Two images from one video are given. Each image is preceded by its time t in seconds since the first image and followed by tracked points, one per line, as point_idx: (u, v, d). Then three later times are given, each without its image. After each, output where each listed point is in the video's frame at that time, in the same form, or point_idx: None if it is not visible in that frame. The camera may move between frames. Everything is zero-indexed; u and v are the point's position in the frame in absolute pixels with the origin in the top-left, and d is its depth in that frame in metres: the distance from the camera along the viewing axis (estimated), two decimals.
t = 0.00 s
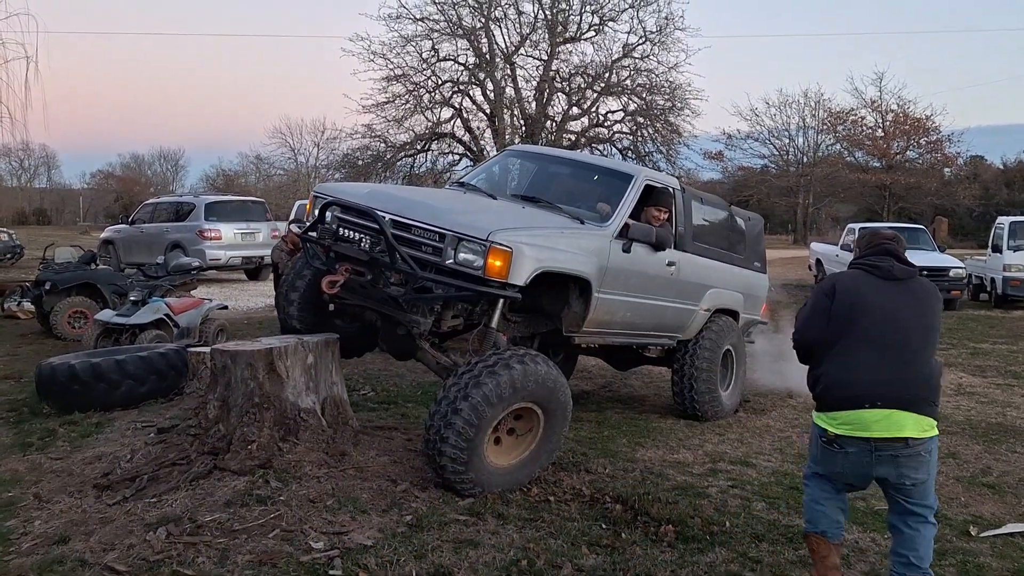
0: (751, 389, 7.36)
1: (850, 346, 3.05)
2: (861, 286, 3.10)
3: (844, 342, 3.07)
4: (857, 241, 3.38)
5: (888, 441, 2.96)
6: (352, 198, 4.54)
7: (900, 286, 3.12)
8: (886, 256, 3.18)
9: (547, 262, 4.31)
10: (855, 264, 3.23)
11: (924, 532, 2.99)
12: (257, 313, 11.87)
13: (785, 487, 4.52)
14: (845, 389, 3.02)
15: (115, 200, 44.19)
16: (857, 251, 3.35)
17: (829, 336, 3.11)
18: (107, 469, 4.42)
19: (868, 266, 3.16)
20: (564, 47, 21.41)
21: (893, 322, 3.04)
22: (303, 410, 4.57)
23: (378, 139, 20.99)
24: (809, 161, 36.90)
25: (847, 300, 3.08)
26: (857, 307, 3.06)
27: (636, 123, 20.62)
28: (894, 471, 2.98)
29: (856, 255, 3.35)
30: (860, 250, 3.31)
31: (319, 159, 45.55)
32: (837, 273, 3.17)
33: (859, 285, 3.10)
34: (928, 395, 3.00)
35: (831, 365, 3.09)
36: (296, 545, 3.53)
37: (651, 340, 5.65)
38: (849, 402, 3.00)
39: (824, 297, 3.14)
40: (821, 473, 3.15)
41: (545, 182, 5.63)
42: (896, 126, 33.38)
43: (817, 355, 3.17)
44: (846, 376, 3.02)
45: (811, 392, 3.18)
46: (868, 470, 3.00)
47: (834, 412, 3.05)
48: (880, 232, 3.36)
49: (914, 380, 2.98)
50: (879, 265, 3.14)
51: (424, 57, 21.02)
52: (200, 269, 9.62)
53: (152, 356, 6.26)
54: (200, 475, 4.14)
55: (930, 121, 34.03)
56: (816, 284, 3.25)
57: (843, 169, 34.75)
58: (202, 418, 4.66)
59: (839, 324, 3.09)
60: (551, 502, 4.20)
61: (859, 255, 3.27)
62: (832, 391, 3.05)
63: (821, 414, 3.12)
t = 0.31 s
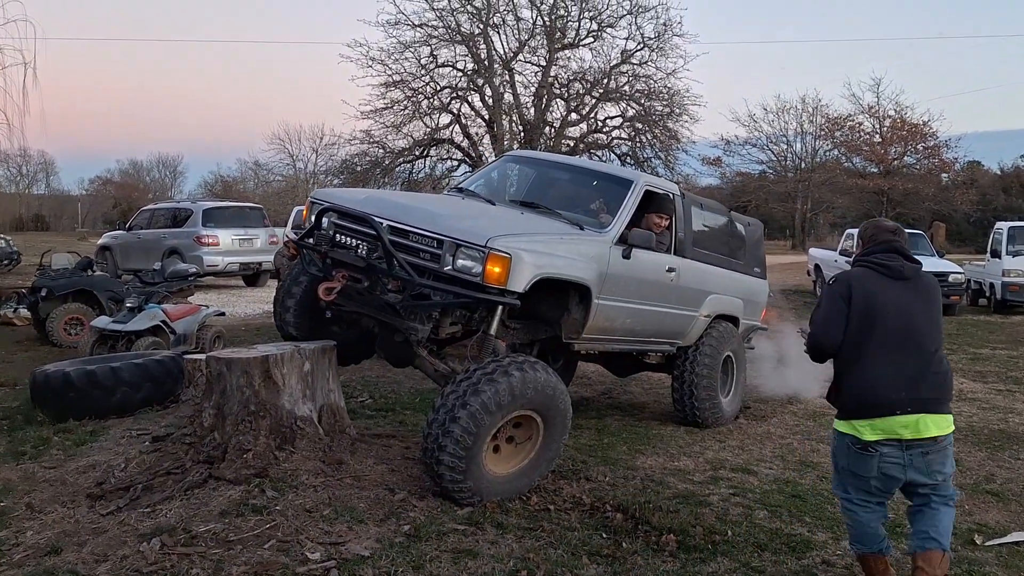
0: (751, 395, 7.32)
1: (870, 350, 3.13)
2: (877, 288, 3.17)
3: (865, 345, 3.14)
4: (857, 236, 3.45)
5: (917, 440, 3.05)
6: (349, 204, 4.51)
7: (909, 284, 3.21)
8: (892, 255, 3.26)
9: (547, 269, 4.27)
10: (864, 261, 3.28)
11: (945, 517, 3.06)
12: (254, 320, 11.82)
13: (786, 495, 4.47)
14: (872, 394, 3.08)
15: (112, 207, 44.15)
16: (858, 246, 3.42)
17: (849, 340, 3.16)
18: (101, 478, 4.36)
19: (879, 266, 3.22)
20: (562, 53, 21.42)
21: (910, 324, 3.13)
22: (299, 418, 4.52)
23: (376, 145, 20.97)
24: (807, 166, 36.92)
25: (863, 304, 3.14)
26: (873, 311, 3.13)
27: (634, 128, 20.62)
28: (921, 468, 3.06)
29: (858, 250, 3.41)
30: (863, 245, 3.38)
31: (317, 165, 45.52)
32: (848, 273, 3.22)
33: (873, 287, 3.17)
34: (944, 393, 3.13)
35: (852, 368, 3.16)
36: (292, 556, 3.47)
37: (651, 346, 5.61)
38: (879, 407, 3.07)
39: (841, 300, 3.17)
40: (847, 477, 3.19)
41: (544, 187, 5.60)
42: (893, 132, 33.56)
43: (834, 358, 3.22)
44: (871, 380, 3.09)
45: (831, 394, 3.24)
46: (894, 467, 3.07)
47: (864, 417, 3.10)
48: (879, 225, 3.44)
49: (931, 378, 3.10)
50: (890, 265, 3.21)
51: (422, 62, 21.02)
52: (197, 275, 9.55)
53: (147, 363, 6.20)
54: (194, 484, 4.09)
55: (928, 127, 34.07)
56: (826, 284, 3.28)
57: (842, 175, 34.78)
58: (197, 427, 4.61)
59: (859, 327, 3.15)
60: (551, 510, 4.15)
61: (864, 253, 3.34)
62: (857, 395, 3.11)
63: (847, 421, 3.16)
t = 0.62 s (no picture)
0: (749, 401, 7.29)
1: (900, 346, 3.23)
2: (900, 282, 3.29)
3: (893, 338, 3.24)
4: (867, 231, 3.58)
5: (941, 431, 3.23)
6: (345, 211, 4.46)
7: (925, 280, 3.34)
8: (908, 251, 3.39)
9: (547, 276, 4.24)
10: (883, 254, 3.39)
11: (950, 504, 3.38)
12: (245, 327, 11.73)
13: (788, 503, 4.43)
14: (902, 387, 3.18)
15: (99, 214, 43.82)
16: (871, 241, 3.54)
17: (878, 334, 3.26)
18: (94, 490, 4.29)
19: (900, 259, 3.34)
20: (553, 59, 21.43)
21: (931, 317, 3.27)
22: (296, 428, 4.46)
23: (366, 151, 20.91)
24: (797, 172, 37.05)
25: (891, 303, 3.24)
26: (902, 308, 3.24)
27: (626, 134, 20.63)
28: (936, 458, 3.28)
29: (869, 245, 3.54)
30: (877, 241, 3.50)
31: (306, 171, 45.37)
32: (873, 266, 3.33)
33: (898, 282, 3.29)
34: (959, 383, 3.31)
35: (881, 361, 3.24)
36: (291, 568, 3.41)
37: (650, 353, 5.57)
38: (909, 400, 3.17)
39: (870, 294, 3.27)
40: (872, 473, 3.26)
41: (542, 194, 5.57)
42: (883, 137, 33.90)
43: (863, 357, 3.30)
44: (904, 376, 3.19)
45: (856, 390, 3.30)
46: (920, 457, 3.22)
47: (897, 411, 3.18)
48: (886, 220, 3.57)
49: (951, 370, 3.27)
50: (909, 260, 3.33)
51: (413, 68, 21.00)
52: (186, 283, 9.46)
53: (139, 373, 6.12)
54: (190, 495, 4.02)
55: (917, 132, 34.27)
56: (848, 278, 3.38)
57: (832, 180, 34.92)
58: (192, 437, 4.54)
59: (887, 320, 3.25)
60: (552, 520, 4.10)
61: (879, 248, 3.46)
62: (886, 389, 3.20)
63: (878, 415, 3.23)
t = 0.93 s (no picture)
0: (724, 409, 7.34)
1: (932, 356, 3.47)
2: (925, 294, 3.53)
3: (927, 347, 3.46)
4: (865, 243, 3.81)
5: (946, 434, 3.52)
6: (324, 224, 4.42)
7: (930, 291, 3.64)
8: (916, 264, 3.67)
9: (529, 287, 4.24)
10: (896, 267, 3.63)
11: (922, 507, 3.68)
12: (213, 339, 11.55)
13: (769, 510, 4.46)
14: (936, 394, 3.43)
15: (56, 224, 42.83)
16: (871, 254, 3.78)
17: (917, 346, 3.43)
18: (65, 510, 4.17)
19: (915, 273, 3.59)
20: (522, 68, 21.50)
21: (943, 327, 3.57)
22: (274, 443, 4.39)
23: (334, 160, 20.75)
24: (762, 181, 37.56)
25: (926, 315, 3.47)
26: (932, 320, 3.48)
27: (595, 144, 20.77)
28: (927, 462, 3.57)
29: (870, 257, 3.77)
30: (879, 253, 3.74)
31: (271, 181, 44.88)
32: (903, 280, 3.53)
33: (922, 296, 3.53)
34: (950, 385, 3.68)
35: (919, 370, 3.44)
36: None
37: (630, 362, 5.59)
38: (940, 406, 3.42)
39: (910, 308, 3.43)
40: (891, 471, 3.45)
41: (520, 204, 5.57)
42: (846, 147, 34.63)
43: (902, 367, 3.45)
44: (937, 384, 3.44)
45: (890, 399, 3.45)
46: (931, 459, 3.49)
47: (928, 416, 3.40)
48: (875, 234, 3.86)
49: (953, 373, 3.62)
50: (925, 274, 3.60)
51: (380, 77, 20.93)
52: (152, 295, 9.27)
53: (107, 389, 5.98)
54: (166, 513, 3.93)
55: (878, 142, 35.00)
56: (878, 291, 3.53)
57: (796, 190, 35.50)
58: (166, 453, 4.44)
59: (922, 332, 3.45)
60: (536, 532, 4.08)
61: (886, 261, 3.71)
62: (924, 395, 3.41)
63: (909, 419, 3.41)
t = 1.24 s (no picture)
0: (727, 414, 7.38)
1: (964, 351, 3.53)
2: (949, 290, 3.61)
3: (960, 342, 3.52)
4: (877, 252, 3.82)
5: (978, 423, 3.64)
6: (336, 234, 4.47)
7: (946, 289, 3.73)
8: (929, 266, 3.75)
9: (539, 294, 4.26)
10: (916, 267, 3.70)
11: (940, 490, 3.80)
12: (214, 347, 11.55)
13: (778, 515, 4.50)
14: (974, 387, 3.50)
15: (52, 232, 42.77)
16: (885, 262, 3.80)
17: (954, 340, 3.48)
18: (79, 519, 4.18)
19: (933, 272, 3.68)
20: (519, 74, 21.58)
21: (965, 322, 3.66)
22: (286, 451, 4.41)
23: (332, 167, 20.79)
24: (758, 186, 37.69)
25: (955, 311, 3.53)
26: (960, 315, 3.55)
27: (593, 150, 20.85)
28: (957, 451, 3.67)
29: (885, 266, 3.79)
30: (893, 260, 3.78)
31: (268, 188, 44.88)
32: (928, 278, 3.59)
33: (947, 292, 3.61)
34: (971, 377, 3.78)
35: (955, 366, 3.50)
36: None
37: (637, 369, 5.62)
38: (978, 400, 3.49)
39: (943, 302, 3.50)
40: (946, 472, 3.49)
41: (526, 213, 5.60)
42: (841, 152, 34.82)
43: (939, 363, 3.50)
44: (972, 378, 3.52)
45: (934, 394, 3.49)
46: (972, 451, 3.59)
47: (972, 408, 3.48)
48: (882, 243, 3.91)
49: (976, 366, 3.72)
50: (941, 273, 3.69)
51: (378, 84, 21.00)
52: (154, 303, 9.26)
53: (114, 398, 5.98)
54: (181, 521, 3.95)
55: (873, 147, 35.18)
56: (908, 290, 3.57)
57: (792, 195, 35.64)
58: (178, 462, 4.46)
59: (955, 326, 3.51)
60: (548, 538, 4.11)
61: (899, 267, 3.75)
62: (962, 390, 3.47)
63: (958, 416, 3.46)
